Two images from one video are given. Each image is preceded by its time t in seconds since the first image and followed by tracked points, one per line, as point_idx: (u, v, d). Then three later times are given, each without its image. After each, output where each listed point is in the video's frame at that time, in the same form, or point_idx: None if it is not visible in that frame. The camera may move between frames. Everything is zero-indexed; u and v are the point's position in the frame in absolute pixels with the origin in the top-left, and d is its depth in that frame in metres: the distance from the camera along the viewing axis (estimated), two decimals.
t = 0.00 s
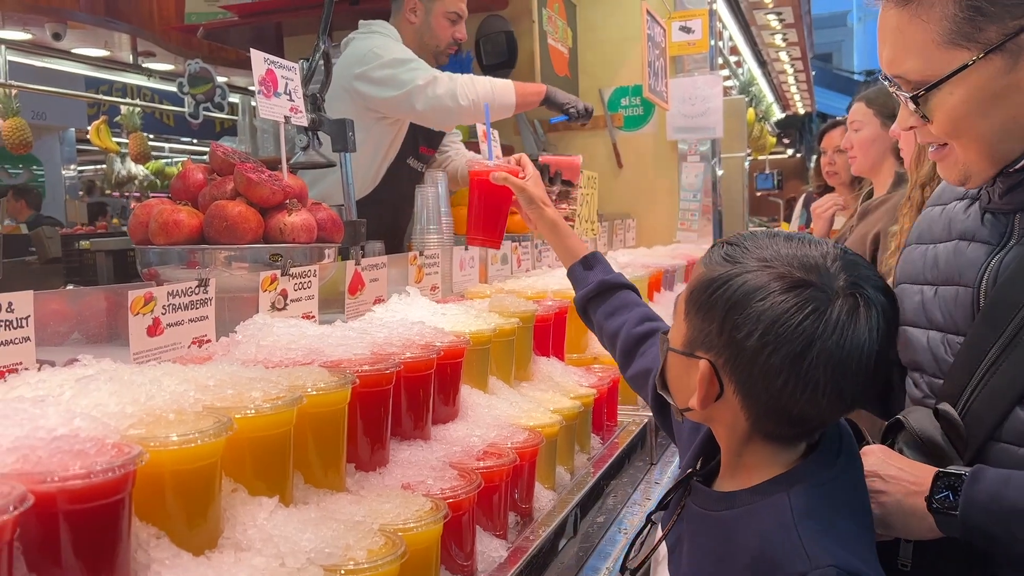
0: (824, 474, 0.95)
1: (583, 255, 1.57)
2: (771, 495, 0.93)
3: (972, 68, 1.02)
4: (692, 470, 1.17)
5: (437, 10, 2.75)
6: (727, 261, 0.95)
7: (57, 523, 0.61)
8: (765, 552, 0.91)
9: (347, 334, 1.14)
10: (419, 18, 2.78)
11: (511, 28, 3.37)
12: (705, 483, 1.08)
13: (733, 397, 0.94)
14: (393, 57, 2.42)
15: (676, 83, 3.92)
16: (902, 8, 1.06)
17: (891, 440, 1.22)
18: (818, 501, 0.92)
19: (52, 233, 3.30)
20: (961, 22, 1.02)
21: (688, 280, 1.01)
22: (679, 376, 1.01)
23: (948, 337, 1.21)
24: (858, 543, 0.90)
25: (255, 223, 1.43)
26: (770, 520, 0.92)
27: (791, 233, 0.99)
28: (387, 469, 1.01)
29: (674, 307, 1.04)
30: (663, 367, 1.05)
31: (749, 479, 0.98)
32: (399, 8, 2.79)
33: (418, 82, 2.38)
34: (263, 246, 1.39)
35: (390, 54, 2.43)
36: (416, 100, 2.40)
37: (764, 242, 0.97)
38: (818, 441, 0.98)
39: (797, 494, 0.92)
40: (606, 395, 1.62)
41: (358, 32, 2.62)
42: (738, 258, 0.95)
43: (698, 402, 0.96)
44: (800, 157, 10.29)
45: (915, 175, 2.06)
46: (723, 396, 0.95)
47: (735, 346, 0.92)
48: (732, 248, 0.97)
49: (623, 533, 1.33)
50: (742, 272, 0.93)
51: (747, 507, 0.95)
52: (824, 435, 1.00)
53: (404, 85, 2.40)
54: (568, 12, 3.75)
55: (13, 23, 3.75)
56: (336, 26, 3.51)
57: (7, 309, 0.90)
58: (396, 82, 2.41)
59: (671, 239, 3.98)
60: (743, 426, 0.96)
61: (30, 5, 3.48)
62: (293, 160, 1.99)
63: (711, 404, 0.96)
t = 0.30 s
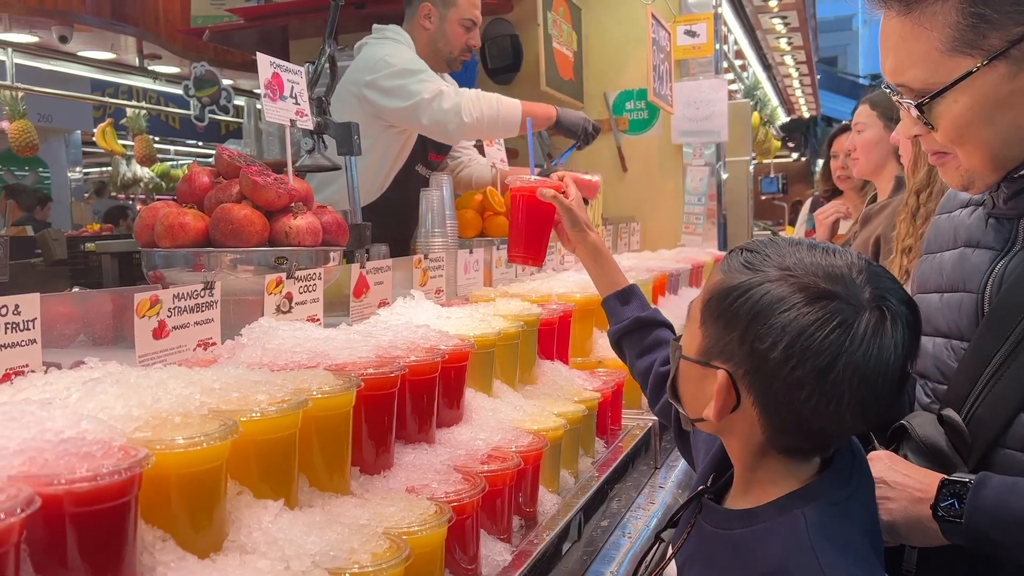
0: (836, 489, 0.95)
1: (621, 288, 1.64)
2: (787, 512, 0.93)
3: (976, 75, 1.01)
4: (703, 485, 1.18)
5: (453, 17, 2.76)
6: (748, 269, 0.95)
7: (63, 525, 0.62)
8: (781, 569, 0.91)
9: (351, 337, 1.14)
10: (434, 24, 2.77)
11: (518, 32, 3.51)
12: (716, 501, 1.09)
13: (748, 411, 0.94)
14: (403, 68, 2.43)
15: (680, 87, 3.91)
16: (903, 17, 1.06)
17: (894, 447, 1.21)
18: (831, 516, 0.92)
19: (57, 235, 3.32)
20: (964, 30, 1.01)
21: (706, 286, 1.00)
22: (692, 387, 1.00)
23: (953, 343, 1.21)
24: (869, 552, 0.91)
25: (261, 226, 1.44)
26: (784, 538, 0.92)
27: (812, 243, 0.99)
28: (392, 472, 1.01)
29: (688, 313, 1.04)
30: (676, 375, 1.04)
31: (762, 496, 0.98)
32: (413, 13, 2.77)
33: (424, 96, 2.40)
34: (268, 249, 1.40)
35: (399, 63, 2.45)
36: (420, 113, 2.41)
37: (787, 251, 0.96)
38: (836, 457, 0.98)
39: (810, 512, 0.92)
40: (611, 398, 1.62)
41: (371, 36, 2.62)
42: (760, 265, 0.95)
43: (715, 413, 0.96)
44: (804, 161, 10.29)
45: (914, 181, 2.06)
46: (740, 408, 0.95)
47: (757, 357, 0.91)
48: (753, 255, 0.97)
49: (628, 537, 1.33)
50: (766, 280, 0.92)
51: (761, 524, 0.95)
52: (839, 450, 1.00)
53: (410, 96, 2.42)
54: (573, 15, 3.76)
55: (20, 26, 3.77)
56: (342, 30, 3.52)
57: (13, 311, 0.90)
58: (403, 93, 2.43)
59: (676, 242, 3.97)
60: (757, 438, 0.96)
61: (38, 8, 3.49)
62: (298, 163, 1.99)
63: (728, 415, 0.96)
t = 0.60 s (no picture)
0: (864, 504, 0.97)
1: (651, 322, 1.61)
2: (820, 525, 0.95)
3: (999, 115, 1.02)
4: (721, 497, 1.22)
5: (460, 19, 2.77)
6: (805, 282, 0.96)
7: (77, 521, 0.62)
8: None
9: (359, 338, 1.14)
10: (442, 27, 2.78)
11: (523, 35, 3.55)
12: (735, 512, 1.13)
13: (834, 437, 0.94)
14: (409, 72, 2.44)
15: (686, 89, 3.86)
16: (906, 75, 1.05)
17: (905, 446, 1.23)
18: (867, 531, 0.94)
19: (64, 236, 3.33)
20: (973, 75, 1.01)
21: (746, 316, 0.98)
22: (758, 417, 0.99)
23: (971, 343, 1.30)
24: (895, 558, 0.92)
25: (269, 227, 1.45)
26: (823, 559, 0.92)
27: (807, 237, 1.04)
28: (400, 472, 1.01)
29: (725, 342, 1.00)
30: (723, 415, 1.01)
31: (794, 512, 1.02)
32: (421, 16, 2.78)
33: (425, 101, 2.40)
34: (276, 250, 1.40)
35: (405, 66, 2.46)
36: (422, 117, 2.42)
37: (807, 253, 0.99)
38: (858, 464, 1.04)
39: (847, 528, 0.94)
40: (617, 400, 1.62)
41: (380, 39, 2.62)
42: (805, 280, 0.96)
43: (812, 440, 0.95)
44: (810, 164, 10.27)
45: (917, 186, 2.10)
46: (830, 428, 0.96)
47: (859, 366, 0.94)
48: (783, 264, 0.99)
49: (634, 539, 1.32)
50: (837, 291, 0.94)
51: (793, 541, 0.96)
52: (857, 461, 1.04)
53: (413, 100, 2.42)
54: (579, 18, 3.77)
55: (29, 27, 3.79)
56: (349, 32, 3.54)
57: (25, 311, 0.91)
58: (405, 97, 2.44)
59: (682, 244, 3.97)
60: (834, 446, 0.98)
61: (46, 10, 3.51)
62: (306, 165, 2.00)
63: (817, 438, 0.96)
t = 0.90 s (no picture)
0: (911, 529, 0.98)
1: (679, 358, 1.58)
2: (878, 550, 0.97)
3: (984, 138, 1.02)
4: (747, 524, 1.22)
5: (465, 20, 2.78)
6: (866, 296, 0.97)
7: (84, 517, 0.63)
8: None
9: (365, 336, 1.15)
10: (447, 27, 2.78)
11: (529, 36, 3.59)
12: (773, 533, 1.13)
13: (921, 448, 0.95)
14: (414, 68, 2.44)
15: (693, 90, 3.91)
16: (886, 109, 1.05)
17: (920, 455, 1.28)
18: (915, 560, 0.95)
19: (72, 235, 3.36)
20: (949, 105, 1.01)
21: (817, 343, 0.95)
22: (836, 440, 0.97)
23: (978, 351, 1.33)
24: None
25: (275, 226, 1.45)
26: None
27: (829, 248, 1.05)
28: (405, 471, 1.02)
29: (797, 373, 0.96)
30: (807, 449, 0.97)
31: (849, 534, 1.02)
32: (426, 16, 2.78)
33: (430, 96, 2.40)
34: (282, 249, 1.41)
35: (408, 64, 2.46)
36: (427, 110, 2.40)
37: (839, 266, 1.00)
38: (894, 474, 1.06)
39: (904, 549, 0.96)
40: (621, 400, 1.62)
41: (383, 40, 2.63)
42: (861, 294, 0.97)
43: (893, 455, 0.96)
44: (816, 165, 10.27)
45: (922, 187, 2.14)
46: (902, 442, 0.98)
47: (932, 368, 0.97)
48: (833, 280, 0.99)
49: (638, 539, 1.32)
50: (897, 300, 0.97)
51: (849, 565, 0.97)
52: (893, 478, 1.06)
53: (416, 96, 2.42)
54: (584, 18, 3.77)
55: (36, 28, 3.81)
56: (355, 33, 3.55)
57: (33, 309, 0.91)
58: (409, 93, 2.43)
59: (687, 245, 3.94)
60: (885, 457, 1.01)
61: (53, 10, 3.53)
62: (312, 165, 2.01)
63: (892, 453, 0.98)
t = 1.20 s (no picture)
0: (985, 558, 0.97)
1: (722, 447, 1.45)
2: None
3: (990, 137, 1.01)
4: None
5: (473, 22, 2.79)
6: (988, 328, 0.95)
7: (88, 512, 0.63)
8: None
9: (367, 335, 1.15)
10: (454, 27, 2.79)
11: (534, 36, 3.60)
12: None
13: None
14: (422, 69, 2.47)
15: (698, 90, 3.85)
16: (892, 108, 1.05)
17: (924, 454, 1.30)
18: None
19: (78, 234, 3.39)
20: (955, 103, 1.00)
21: (953, 389, 0.91)
22: (977, 488, 0.94)
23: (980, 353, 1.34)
24: None
25: (279, 225, 1.46)
26: None
27: (928, 274, 1.01)
28: (407, 468, 1.02)
29: (939, 428, 0.91)
30: (954, 509, 0.92)
31: None
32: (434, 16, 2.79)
33: (437, 101, 2.42)
34: (286, 248, 1.42)
35: (417, 66, 2.48)
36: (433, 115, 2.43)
37: (940, 298, 0.96)
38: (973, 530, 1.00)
39: None
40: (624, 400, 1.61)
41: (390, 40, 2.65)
42: (982, 329, 0.94)
43: None
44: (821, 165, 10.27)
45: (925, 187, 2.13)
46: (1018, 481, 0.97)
47: None
48: (953, 316, 0.95)
49: (640, 539, 1.32)
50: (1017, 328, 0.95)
51: None
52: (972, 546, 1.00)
53: (423, 99, 2.44)
54: (590, 18, 3.77)
55: (44, 27, 3.83)
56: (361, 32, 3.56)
57: (38, 306, 0.92)
58: (417, 95, 2.45)
59: (692, 245, 3.94)
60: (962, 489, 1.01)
61: (60, 9, 3.55)
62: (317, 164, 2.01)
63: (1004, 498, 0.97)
